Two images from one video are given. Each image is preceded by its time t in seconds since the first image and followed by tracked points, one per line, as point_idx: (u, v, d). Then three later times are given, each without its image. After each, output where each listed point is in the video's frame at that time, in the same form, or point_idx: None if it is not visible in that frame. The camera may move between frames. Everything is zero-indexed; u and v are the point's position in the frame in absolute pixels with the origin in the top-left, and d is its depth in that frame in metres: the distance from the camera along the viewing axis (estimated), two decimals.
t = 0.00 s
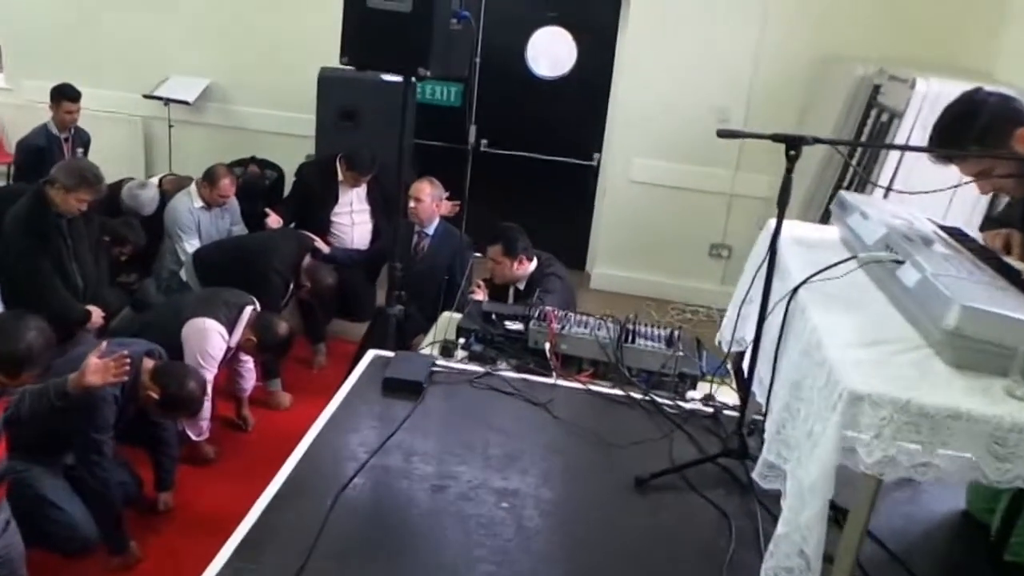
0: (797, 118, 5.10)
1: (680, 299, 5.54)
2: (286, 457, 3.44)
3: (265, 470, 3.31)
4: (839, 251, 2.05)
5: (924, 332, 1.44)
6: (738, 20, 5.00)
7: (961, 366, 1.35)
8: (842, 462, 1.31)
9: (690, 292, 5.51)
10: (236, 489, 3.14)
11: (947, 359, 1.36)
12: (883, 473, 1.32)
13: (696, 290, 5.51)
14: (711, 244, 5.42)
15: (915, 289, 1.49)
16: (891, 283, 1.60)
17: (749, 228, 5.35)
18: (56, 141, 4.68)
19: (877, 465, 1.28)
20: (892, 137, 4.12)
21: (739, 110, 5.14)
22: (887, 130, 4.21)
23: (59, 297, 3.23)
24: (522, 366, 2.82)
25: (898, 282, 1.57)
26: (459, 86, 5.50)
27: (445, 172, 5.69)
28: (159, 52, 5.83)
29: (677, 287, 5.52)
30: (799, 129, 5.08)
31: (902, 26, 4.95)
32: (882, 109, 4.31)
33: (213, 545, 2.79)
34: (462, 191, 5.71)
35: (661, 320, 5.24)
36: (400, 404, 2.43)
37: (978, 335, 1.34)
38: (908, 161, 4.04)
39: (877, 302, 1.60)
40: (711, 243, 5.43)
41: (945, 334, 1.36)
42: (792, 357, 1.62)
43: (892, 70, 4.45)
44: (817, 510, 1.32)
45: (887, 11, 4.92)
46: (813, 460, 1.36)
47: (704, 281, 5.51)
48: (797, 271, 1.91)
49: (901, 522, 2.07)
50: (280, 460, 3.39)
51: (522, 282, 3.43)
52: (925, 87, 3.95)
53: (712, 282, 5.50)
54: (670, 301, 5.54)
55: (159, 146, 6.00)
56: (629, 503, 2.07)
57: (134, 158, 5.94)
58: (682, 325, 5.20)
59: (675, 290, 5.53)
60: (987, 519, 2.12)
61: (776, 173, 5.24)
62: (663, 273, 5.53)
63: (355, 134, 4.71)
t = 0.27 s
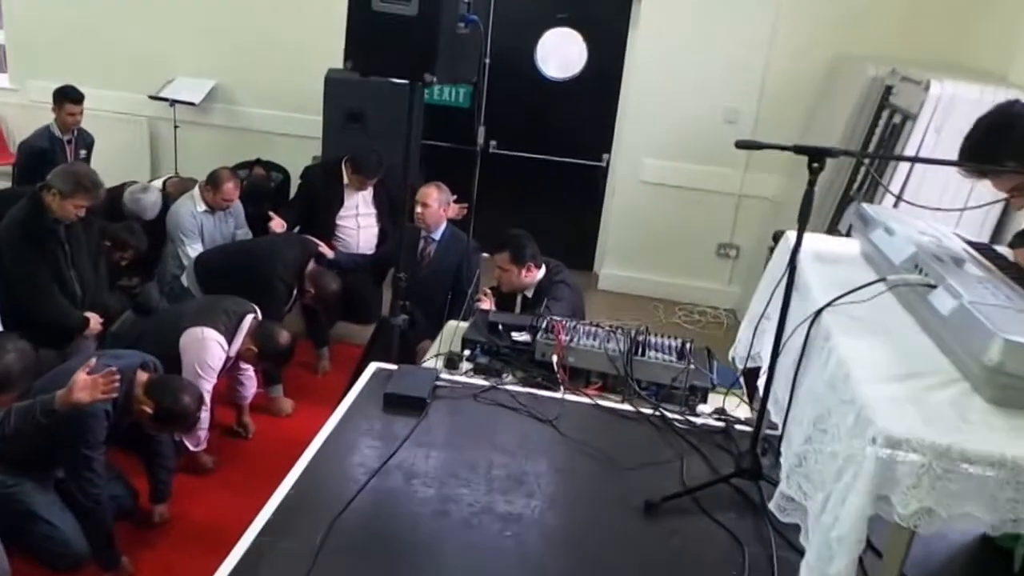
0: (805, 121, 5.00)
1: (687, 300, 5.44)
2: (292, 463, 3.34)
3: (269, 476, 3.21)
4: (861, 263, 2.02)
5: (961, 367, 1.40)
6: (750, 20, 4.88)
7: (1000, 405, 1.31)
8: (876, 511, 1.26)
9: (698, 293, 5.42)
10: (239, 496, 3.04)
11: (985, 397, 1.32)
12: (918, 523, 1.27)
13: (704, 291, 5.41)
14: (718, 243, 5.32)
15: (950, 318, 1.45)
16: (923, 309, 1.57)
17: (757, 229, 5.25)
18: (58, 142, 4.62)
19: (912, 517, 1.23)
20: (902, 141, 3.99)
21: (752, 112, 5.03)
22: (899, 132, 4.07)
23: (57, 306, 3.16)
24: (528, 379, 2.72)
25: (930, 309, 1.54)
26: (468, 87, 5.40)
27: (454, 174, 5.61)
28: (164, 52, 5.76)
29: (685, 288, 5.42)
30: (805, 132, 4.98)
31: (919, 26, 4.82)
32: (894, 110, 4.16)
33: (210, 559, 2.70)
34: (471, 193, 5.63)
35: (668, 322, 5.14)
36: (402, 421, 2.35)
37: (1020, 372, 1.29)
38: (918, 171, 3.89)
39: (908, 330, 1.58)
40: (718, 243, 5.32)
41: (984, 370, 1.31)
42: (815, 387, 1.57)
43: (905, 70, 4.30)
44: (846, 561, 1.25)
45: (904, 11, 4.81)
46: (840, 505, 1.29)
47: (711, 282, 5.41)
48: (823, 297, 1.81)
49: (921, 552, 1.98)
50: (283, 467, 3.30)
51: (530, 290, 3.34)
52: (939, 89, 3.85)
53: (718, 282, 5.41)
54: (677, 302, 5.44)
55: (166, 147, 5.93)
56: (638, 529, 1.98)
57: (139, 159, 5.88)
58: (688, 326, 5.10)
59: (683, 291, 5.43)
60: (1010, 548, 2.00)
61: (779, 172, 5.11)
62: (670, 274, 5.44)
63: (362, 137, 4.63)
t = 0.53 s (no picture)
0: (823, 124, 4.89)
1: (700, 302, 5.35)
2: (292, 473, 3.27)
3: (267, 486, 3.15)
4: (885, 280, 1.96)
5: (996, 398, 1.37)
6: (770, 20, 4.77)
7: None
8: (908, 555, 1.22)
9: (711, 296, 5.32)
10: (234, 508, 2.99)
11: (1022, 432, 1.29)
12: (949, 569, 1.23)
13: (717, 294, 5.31)
14: (733, 244, 5.21)
15: (985, 345, 1.43)
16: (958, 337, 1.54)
17: (773, 231, 5.14)
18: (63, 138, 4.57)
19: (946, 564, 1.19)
20: (924, 146, 3.86)
21: (770, 114, 4.92)
22: (920, 137, 3.93)
23: (56, 306, 3.18)
24: (537, 391, 2.64)
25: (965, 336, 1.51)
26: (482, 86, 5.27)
27: (465, 173, 5.52)
28: (175, 47, 5.69)
29: (698, 291, 5.32)
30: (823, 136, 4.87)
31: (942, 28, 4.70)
32: (915, 114, 4.03)
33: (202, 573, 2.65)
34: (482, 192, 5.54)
35: (679, 324, 5.05)
36: (404, 435, 2.28)
37: None
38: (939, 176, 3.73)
39: (938, 356, 1.55)
40: (733, 244, 5.21)
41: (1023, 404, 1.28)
42: (839, 416, 1.53)
43: (926, 74, 4.19)
44: None
45: (929, 12, 4.68)
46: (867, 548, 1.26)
47: (724, 284, 5.31)
48: (848, 322, 1.72)
49: None
50: (284, 476, 3.24)
51: (540, 296, 3.25)
52: (963, 94, 3.70)
53: (735, 285, 5.30)
54: (690, 304, 5.35)
55: (175, 143, 5.87)
56: (648, 552, 1.89)
57: (148, 154, 5.82)
58: (699, 329, 5.01)
59: (695, 293, 5.33)
60: None
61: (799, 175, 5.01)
62: (684, 277, 5.34)
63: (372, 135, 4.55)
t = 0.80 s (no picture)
0: (844, 130, 4.78)
1: (714, 311, 5.25)
2: (289, 479, 3.27)
3: (262, 494, 3.15)
4: (910, 300, 1.87)
5: None
6: (792, 24, 4.66)
7: None
8: None
9: (727, 304, 5.22)
10: (227, 517, 3.00)
11: None
12: None
13: (733, 302, 5.21)
14: (751, 253, 5.11)
15: None
16: (993, 366, 1.45)
17: (792, 240, 5.04)
18: (72, 129, 4.55)
19: None
20: (949, 158, 3.75)
21: (790, 120, 4.82)
22: (945, 148, 3.82)
23: (56, 303, 3.15)
24: (544, 403, 2.55)
25: (1002, 365, 1.43)
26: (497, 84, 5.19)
27: (478, 172, 5.45)
28: (187, 38, 5.62)
29: (713, 299, 5.23)
30: (843, 143, 4.76)
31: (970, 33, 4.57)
32: (939, 124, 3.91)
33: None
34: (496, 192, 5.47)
35: (696, 334, 4.97)
36: (406, 448, 2.22)
37: None
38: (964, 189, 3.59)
39: (972, 385, 1.46)
40: (750, 253, 5.11)
41: None
42: (864, 447, 1.44)
43: (951, 82, 4.08)
44: None
45: (958, 18, 4.55)
46: None
47: (740, 293, 5.22)
48: (872, 345, 1.62)
49: None
50: (281, 482, 3.23)
51: (550, 302, 3.15)
52: (991, 106, 3.60)
53: (751, 294, 5.21)
54: (704, 312, 5.26)
55: (186, 134, 5.81)
56: None
57: (158, 146, 5.77)
58: (715, 340, 4.93)
59: (712, 301, 5.24)
60: None
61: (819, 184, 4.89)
62: (698, 284, 5.25)
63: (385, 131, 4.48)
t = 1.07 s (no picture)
0: (869, 137, 4.65)
1: (731, 318, 5.15)
2: (289, 484, 3.20)
3: (260, 500, 3.09)
4: (937, 322, 1.77)
5: None
6: (816, 27, 4.54)
7: None
8: None
9: (745, 312, 5.11)
10: (224, 523, 2.94)
11: None
12: None
13: (750, 310, 5.10)
14: (770, 261, 5.00)
15: None
16: None
17: (812, 248, 4.92)
18: (79, 119, 4.54)
19: None
20: (977, 170, 3.62)
21: (812, 125, 4.70)
22: (974, 160, 3.69)
23: (53, 296, 3.09)
24: (550, 415, 2.46)
25: None
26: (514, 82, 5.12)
27: (492, 170, 5.35)
28: (199, 28, 5.54)
29: (731, 306, 5.12)
30: (867, 150, 4.64)
31: (1002, 40, 4.43)
32: (968, 135, 3.78)
33: None
34: (510, 191, 5.38)
35: (713, 343, 4.87)
36: (403, 461, 2.14)
37: None
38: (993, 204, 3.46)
39: (1002, 420, 1.36)
40: (769, 261, 5.00)
41: None
42: (883, 485, 1.35)
43: (980, 91, 3.96)
44: None
45: (988, 23, 4.40)
46: None
47: (758, 301, 5.10)
48: (893, 373, 1.52)
49: None
50: (280, 488, 3.17)
51: (561, 308, 3.06)
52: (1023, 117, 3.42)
53: (768, 302, 5.09)
54: (720, 319, 5.15)
55: (197, 125, 5.74)
56: None
57: (169, 138, 5.70)
58: (732, 349, 4.83)
59: (729, 309, 5.13)
60: None
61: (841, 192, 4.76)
62: (714, 291, 5.15)
63: (396, 127, 4.39)
